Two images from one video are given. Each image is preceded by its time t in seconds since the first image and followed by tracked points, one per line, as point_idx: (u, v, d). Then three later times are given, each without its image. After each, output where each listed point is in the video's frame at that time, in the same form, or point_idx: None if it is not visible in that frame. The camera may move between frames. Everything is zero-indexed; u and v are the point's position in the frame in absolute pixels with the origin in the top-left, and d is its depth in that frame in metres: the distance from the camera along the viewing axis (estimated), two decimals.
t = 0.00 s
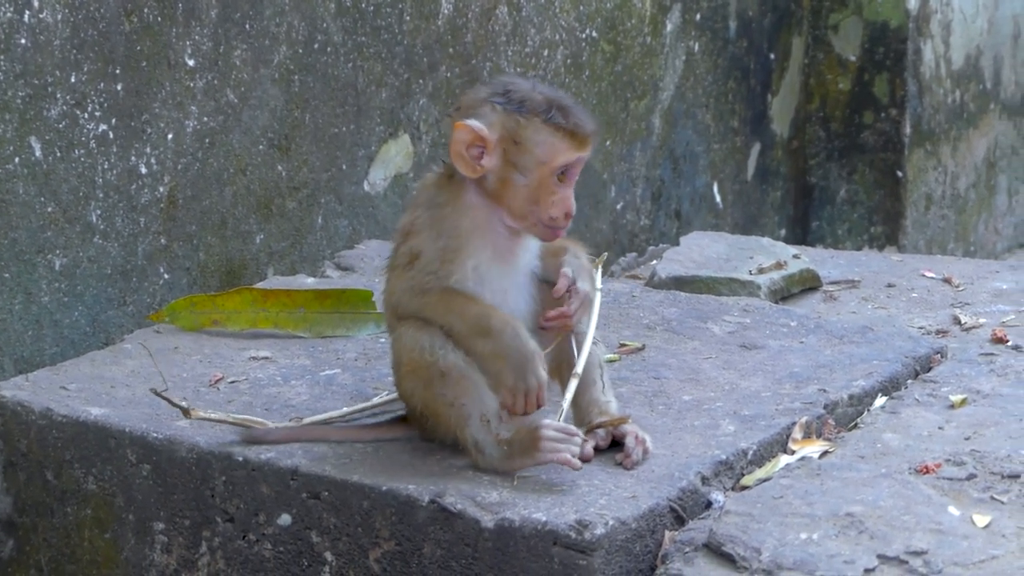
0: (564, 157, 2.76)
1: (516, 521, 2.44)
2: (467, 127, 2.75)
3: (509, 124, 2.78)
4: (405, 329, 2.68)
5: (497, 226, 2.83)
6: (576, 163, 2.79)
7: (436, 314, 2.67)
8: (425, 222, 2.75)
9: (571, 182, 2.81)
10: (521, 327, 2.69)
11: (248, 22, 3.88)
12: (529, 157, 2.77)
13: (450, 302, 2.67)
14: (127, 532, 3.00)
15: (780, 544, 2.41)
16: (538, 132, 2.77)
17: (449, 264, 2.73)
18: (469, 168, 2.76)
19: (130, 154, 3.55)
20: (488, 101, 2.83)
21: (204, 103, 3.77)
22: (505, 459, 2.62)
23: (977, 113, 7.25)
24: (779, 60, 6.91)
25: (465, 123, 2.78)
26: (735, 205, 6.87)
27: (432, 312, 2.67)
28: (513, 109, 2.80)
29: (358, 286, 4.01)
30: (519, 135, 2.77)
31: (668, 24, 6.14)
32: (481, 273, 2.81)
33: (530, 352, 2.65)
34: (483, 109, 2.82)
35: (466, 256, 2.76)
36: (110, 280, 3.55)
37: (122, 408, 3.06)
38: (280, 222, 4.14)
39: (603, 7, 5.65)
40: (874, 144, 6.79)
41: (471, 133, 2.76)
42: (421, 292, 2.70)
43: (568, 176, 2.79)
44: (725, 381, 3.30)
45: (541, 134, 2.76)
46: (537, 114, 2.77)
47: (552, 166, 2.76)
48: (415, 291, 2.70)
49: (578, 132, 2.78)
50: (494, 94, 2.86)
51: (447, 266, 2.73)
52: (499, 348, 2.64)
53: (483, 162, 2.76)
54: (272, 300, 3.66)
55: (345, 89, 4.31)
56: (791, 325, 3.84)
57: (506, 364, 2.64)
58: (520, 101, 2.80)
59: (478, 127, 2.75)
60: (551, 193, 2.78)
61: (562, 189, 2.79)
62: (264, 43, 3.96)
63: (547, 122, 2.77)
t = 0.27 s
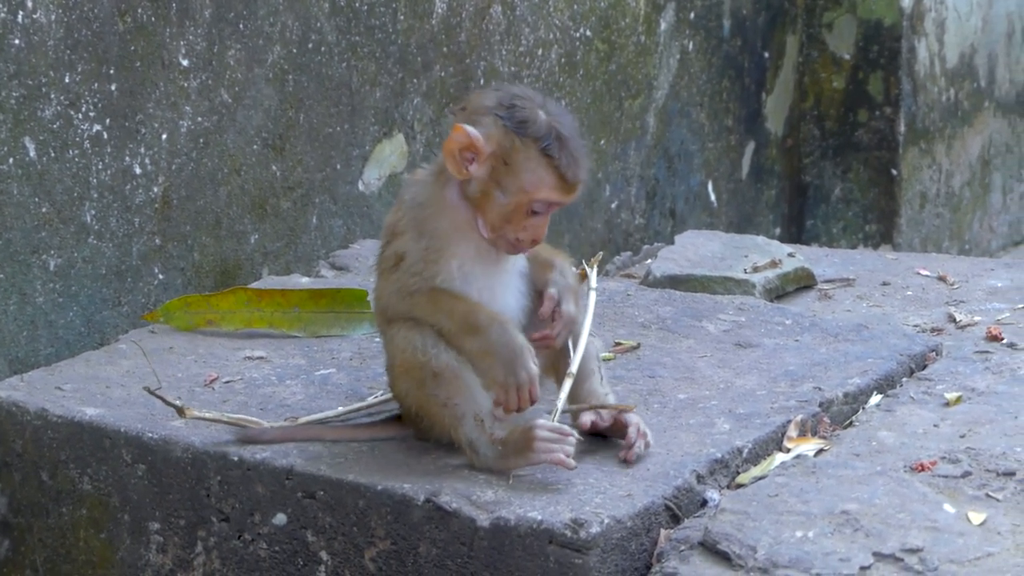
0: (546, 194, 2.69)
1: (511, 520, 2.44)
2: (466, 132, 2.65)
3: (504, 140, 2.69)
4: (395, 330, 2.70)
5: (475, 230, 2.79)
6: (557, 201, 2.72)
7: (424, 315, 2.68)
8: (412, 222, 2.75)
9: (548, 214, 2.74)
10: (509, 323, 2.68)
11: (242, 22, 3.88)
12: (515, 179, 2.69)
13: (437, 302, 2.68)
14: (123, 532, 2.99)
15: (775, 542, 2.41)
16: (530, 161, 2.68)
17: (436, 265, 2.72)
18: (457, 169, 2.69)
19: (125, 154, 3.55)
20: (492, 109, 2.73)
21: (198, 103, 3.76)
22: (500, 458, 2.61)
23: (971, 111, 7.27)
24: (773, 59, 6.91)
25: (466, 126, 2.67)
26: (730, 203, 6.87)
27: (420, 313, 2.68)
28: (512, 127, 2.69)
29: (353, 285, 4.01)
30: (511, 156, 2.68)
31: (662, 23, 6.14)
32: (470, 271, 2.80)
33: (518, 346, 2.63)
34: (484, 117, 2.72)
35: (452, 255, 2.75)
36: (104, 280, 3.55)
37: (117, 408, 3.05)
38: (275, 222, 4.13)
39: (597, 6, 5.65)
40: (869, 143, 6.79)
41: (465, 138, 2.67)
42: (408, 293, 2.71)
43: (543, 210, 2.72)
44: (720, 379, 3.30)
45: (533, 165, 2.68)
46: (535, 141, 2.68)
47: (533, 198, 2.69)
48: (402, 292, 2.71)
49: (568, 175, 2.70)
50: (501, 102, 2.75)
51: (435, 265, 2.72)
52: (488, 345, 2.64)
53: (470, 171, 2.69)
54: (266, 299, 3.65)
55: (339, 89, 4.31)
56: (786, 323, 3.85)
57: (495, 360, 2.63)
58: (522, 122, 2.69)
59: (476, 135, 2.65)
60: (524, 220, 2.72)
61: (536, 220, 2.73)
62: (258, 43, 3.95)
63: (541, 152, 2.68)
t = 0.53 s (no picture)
0: (541, 196, 2.67)
1: (508, 518, 2.44)
2: (463, 132, 2.63)
3: (501, 141, 2.67)
4: (387, 331, 2.70)
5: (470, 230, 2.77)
6: (552, 205, 2.70)
7: (414, 316, 2.68)
8: (405, 222, 2.75)
9: (543, 216, 2.72)
10: (498, 327, 2.68)
11: (240, 18, 3.87)
12: (510, 181, 2.67)
13: (427, 304, 2.67)
14: (119, 529, 2.99)
15: (772, 542, 2.41)
16: (525, 163, 2.66)
17: (427, 265, 2.72)
18: (452, 169, 2.67)
19: (123, 150, 3.54)
20: (490, 109, 2.71)
21: (196, 100, 3.76)
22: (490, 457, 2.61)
23: (969, 112, 7.27)
24: (771, 58, 6.91)
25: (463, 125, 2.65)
26: (727, 202, 6.87)
27: (410, 315, 2.68)
28: (509, 128, 2.67)
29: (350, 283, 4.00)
30: (506, 158, 2.66)
31: (660, 22, 6.14)
32: (463, 272, 2.79)
33: (505, 352, 2.63)
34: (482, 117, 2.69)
35: (445, 255, 2.74)
36: (102, 276, 3.54)
37: (114, 404, 3.05)
38: (272, 219, 4.13)
39: (596, 4, 5.65)
40: (866, 143, 6.80)
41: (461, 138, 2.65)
42: (398, 293, 2.71)
43: (537, 212, 2.70)
44: (717, 379, 3.30)
45: (528, 167, 2.66)
46: (531, 144, 2.66)
47: (527, 200, 2.67)
48: (393, 292, 2.71)
49: (564, 179, 2.67)
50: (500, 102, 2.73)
51: (426, 265, 2.72)
52: (475, 349, 2.63)
53: (465, 171, 2.67)
54: (264, 296, 3.66)
55: (338, 86, 4.31)
56: (783, 323, 3.84)
57: (483, 365, 2.63)
58: (519, 124, 2.67)
59: (472, 135, 2.63)
60: (519, 221, 2.70)
61: (531, 222, 2.71)
62: (256, 40, 3.95)
63: (537, 155, 2.66)
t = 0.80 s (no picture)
0: (529, 186, 2.66)
1: (505, 516, 2.44)
2: (451, 122, 2.64)
3: (489, 130, 2.68)
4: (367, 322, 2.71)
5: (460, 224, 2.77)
6: (542, 195, 2.68)
7: (392, 307, 2.69)
8: (395, 212, 2.77)
9: (534, 208, 2.71)
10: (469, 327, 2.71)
11: (237, 16, 3.86)
12: (497, 171, 2.68)
13: (405, 297, 2.69)
14: (117, 527, 2.99)
15: (769, 539, 2.41)
16: (511, 152, 2.66)
17: (410, 257, 2.73)
18: (442, 160, 2.69)
19: (119, 147, 3.54)
20: (479, 100, 2.72)
21: (193, 97, 3.75)
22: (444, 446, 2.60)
23: (965, 109, 7.28)
24: (768, 55, 6.91)
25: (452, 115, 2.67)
26: (724, 199, 6.87)
27: (388, 306, 2.69)
28: (497, 118, 2.68)
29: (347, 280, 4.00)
30: (493, 147, 2.67)
31: (657, 19, 6.14)
32: (449, 265, 2.78)
33: (477, 357, 2.67)
34: (473, 108, 2.71)
35: (431, 250, 2.74)
36: (99, 274, 3.54)
37: (111, 402, 3.04)
38: (269, 216, 4.12)
39: (592, 1, 5.64)
40: (863, 139, 6.81)
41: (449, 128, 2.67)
42: (381, 283, 2.72)
43: (527, 203, 2.69)
44: (714, 376, 3.30)
45: (515, 155, 2.66)
46: (518, 132, 2.66)
47: (515, 190, 2.67)
48: (376, 281, 2.73)
49: (552, 168, 2.66)
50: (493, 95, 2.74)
51: (409, 257, 2.73)
52: (444, 348, 2.67)
53: (454, 161, 2.69)
54: (261, 293, 3.67)
55: (334, 83, 4.30)
56: (779, 320, 3.85)
57: (449, 366, 2.67)
58: (507, 113, 2.67)
59: (460, 125, 2.65)
60: (508, 213, 2.70)
61: (522, 214, 2.70)
62: (252, 37, 3.94)
63: (523, 144, 2.66)
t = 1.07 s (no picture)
0: (567, 204, 2.76)
1: (502, 514, 2.44)
2: (482, 156, 2.69)
3: (519, 159, 2.73)
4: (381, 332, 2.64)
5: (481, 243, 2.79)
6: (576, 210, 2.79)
7: (419, 318, 2.65)
8: (409, 221, 2.70)
9: (566, 223, 2.81)
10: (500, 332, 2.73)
11: (233, 15, 3.86)
12: (533, 197, 2.74)
13: (431, 307, 2.66)
14: (113, 526, 2.99)
15: (766, 538, 2.41)
16: (546, 176, 2.73)
17: (429, 267, 2.68)
18: (471, 193, 2.72)
19: (116, 147, 3.54)
20: (500, 129, 2.76)
21: (189, 96, 3.75)
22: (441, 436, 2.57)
23: (961, 107, 7.28)
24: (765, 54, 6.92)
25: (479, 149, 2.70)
26: (721, 198, 6.87)
27: (413, 318, 2.65)
28: (525, 144, 2.74)
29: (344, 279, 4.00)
30: (527, 174, 2.73)
31: (653, 18, 6.14)
32: (461, 275, 2.77)
33: (512, 354, 2.69)
34: (494, 138, 2.75)
35: (447, 258, 2.71)
36: (95, 273, 3.53)
37: (108, 401, 3.04)
38: (266, 215, 4.12)
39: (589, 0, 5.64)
40: (859, 138, 6.82)
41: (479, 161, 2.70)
42: (399, 293, 2.66)
43: (562, 221, 2.79)
44: (711, 374, 3.30)
45: (550, 178, 2.73)
46: (551, 156, 2.73)
47: (554, 211, 2.75)
48: (393, 292, 2.67)
49: (585, 183, 2.76)
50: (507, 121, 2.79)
51: (429, 268, 2.68)
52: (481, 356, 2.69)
53: (488, 193, 2.72)
54: (258, 293, 3.67)
55: (330, 82, 4.30)
56: (776, 319, 3.85)
57: (490, 370, 2.69)
58: (534, 138, 2.74)
59: (492, 159, 2.69)
60: (546, 234, 2.79)
61: (557, 232, 2.80)
62: (249, 36, 3.94)
63: (556, 166, 2.73)
